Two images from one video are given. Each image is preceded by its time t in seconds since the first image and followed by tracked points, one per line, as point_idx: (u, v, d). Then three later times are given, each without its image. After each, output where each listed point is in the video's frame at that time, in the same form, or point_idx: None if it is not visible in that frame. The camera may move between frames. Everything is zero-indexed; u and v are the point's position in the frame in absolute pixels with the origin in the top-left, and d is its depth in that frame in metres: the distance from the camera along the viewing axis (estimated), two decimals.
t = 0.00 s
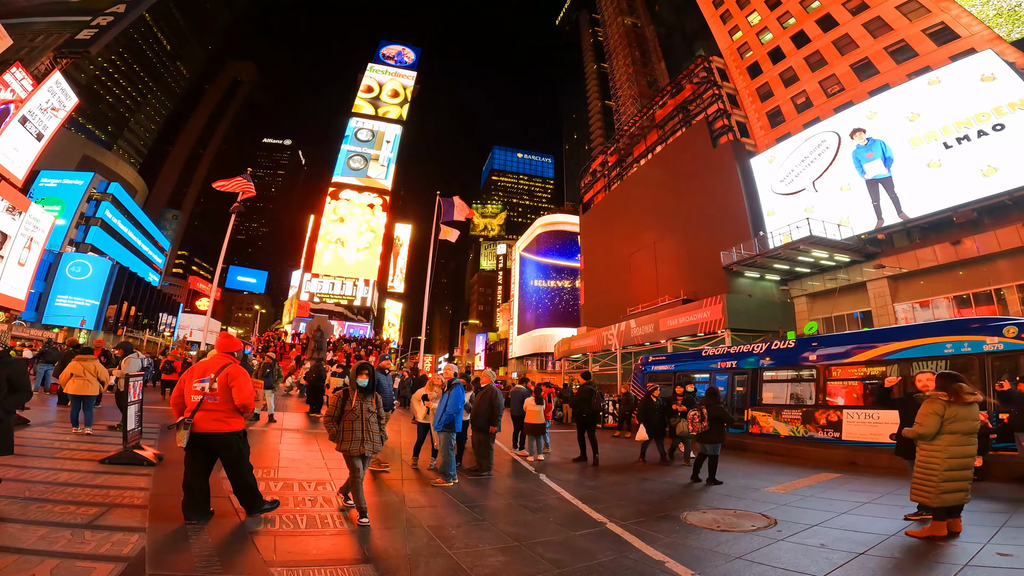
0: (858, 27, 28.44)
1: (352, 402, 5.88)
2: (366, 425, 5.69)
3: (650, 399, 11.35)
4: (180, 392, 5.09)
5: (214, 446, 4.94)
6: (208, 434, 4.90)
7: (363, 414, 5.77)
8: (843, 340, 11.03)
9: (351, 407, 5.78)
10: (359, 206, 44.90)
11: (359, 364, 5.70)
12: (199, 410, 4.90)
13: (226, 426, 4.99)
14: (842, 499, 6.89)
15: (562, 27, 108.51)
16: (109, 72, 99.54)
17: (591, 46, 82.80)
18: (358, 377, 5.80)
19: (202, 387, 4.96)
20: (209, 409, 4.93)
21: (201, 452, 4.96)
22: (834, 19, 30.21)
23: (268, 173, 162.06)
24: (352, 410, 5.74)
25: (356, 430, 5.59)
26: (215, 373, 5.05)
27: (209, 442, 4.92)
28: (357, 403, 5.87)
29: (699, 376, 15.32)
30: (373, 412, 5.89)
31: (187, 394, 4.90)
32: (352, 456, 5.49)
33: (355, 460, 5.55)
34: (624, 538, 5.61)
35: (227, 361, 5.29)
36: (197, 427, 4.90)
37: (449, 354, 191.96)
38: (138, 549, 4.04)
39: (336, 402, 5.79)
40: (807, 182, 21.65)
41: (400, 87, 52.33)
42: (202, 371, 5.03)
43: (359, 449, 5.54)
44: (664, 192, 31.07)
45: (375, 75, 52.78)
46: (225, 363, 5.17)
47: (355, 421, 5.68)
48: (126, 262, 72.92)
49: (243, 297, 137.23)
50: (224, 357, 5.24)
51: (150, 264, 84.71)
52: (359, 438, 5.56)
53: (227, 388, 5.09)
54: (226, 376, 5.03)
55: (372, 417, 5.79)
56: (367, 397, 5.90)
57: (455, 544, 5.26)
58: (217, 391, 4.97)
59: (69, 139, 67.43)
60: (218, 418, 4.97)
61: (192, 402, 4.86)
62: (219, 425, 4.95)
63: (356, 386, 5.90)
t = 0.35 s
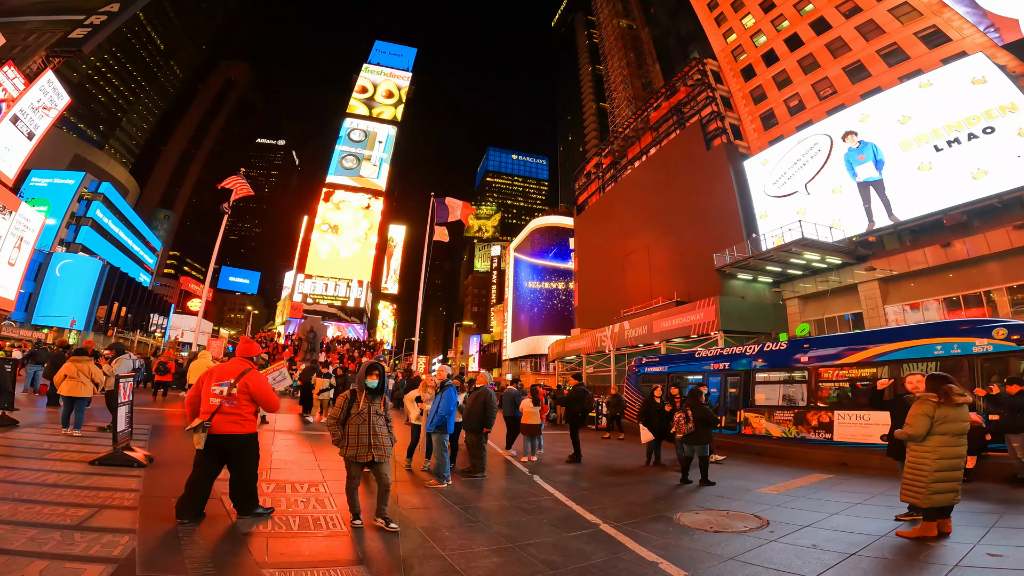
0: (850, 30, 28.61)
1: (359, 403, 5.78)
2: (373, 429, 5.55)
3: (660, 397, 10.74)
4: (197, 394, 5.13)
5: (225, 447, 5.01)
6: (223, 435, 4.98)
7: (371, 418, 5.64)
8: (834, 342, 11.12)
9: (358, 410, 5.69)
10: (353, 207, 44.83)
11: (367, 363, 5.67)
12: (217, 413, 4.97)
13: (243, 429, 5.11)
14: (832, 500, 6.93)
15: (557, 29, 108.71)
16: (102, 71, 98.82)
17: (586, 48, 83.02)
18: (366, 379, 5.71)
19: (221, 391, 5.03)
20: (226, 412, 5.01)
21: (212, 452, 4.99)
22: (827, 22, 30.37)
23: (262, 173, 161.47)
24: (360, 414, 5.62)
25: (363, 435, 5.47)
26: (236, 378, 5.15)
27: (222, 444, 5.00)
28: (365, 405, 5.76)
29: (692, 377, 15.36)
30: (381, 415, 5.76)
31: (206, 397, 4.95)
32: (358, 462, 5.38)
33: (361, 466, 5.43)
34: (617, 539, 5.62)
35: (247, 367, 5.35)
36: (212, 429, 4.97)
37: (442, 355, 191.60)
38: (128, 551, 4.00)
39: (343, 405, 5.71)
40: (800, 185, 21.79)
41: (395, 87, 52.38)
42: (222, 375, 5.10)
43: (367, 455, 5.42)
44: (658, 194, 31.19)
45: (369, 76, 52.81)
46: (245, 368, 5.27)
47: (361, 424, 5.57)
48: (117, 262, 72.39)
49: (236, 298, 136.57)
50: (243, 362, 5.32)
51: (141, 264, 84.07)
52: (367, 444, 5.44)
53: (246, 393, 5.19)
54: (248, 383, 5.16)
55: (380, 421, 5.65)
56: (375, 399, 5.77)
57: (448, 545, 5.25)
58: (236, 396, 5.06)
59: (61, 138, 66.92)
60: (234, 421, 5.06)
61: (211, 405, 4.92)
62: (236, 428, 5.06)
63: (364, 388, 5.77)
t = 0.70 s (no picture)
0: (847, 32, 28.72)
1: (380, 412, 5.35)
2: (395, 442, 5.11)
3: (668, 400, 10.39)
4: (220, 397, 5.28)
5: (242, 449, 5.12)
6: (239, 437, 5.07)
7: (392, 427, 5.22)
8: (833, 343, 11.12)
9: (378, 420, 5.22)
10: (352, 209, 44.85)
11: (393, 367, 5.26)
12: (234, 416, 5.07)
13: (260, 432, 5.17)
14: (831, 501, 6.93)
15: (556, 31, 108.69)
16: (99, 74, 98.73)
17: (584, 50, 83.15)
18: (389, 387, 5.33)
19: (240, 394, 5.13)
20: (243, 415, 5.09)
21: (232, 452, 5.16)
22: (823, 24, 30.46)
23: (260, 176, 161.27)
24: (379, 423, 5.19)
25: (382, 446, 5.06)
26: (254, 382, 5.25)
27: (237, 445, 5.09)
28: (386, 415, 5.32)
29: (691, 379, 15.35)
30: (403, 426, 5.33)
31: (225, 401, 5.09)
32: (376, 475, 4.99)
33: (379, 479, 5.04)
34: (616, 541, 5.62)
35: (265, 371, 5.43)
36: (230, 432, 5.08)
37: (442, 358, 191.42)
38: (127, 555, 3.97)
39: (364, 414, 5.29)
40: (797, 187, 21.85)
41: (392, 90, 52.44)
42: (240, 379, 5.21)
43: (385, 469, 5.01)
44: (656, 196, 31.25)
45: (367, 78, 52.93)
46: (261, 372, 5.38)
47: (380, 434, 5.16)
48: (114, 265, 72.22)
49: (233, 301, 136.30)
50: (258, 365, 5.42)
51: (138, 268, 83.86)
52: (386, 457, 5.03)
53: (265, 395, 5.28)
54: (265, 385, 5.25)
55: (402, 434, 5.19)
56: (398, 409, 5.35)
57: (447, 548, 5.24)
58: (254, 399, 5.16)
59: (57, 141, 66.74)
60: (249, 423, 5.12)
61: (229, 409, 5.04)
62: (251, 430, 5.11)
63: (387, 396, 5.38)
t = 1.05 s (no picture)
0: (844, 33, 28.81)
1: (395, 417, 4.82)
2: (410, 449, 4.64)
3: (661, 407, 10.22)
4: (230, 402, 5.40)
5: (253, 450, 5.23)
6: (250, 439, 5.17)
7: (407, 433, 4.73)
8: (832, 344, 11.12)
9: (389, 428, 4.70)
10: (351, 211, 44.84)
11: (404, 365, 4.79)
12: (245, 419, 5.22)
13: (271, 435, 5.25)
14: (830, 502, 6.94)
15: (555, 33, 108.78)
16: (97, 76, 98.67)
17: (583, 52, 83.25)
18: (403, 390, 4.77)
19: (250, 398, 5.27)
20: (253, 417, 5.23)
21: (243, 450, 5.32)
22: (822, 25, 30.55)
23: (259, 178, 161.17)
24: (393, 429, 4.68)
25: (396, 453, 4.57)
26: (262, 385, 5.34)
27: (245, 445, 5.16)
28: (399, 420, 4.79)
29: (690, 380, 15.34)
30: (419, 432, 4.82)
31: (237, 403, 5.24)
32: (389, 485, 4.47)
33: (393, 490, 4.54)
34: (615, 542, 5.62)
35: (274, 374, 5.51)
36: (241, 434, 5.21)
37: (441, 360, 191.10)
38: (127, 556, 3.98)
39: (376, 419, 4.78)
40: (796, 188, 21.90)
41: (391, 92, 52.47)
42: (249, 383, 5.31)
43: (397, 479, 4.52)
44: (655, 198, 31.27)
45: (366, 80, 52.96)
46: (269, 374, 5.42)
47: (394, 440, 4.64)
48: (112, 267, 72.12)
49: (231, 303, 136.11)
50: (267, 369, 5.49)
51: (136, 270, 83.74)
52: (399, 465, 4.54)
53: (272, 398, 5.34)
54: (273, 388, 5.34)
55: (418, 441, 4.70)
56: (414, 413, 4.83)
57: (446, 550, 5.23)
58: (263, 402, 5.27)
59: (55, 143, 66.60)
60: (259, 425, 5.23)
61: (240, 411, 5.18)
62: (262, 433, 5.20)
63: (400, 400, 4.82)
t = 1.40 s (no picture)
0: (843, 35, 28.87)
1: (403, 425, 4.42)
2: (421, 456, 4.27)
3: (647, 409, 9.67)
4: (244, 402, 5.58)
5: (267, 449, 5.32)
6: (264, 438, 5.28)
7: (419, 441, 4.35)
8: (829, 345, 11.15)
9: (400, 435, 4.32)
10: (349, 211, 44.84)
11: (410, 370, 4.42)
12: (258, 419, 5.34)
13: (282, 434, 5.33)
14: (827, 503, 6.95)
15: (554, 34, 108.92)
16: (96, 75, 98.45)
17: (582, 53, 83.35)
18: (409, 394, 4.38)
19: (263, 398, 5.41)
20: (265, 417, 5.33)
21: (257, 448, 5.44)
22: (820, 26, 30.63)
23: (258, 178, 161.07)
24: (403, 438, 4.30)
25: (408, 464, 4.20)
26: (272, 386, 5.44)
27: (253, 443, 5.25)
28: (410, 428, 4.40)
29: (688, 381, 15.34)
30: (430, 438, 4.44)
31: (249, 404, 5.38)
32: (405, 500, 4.09)
33: (410, 504, 4.16)
34: (612, 543, 5.61)
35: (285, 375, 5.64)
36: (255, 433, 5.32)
37: (439, 362, 190.98)
38: (125, 556, 3.98)
39: (383, 428, 4.36)
40: (794, 190, 21.96)
41: (390, 92, 52.46)
42: (261, 384, 5.43)
43: (413, 490, 4.15)
44: (653, 199, 31.32)
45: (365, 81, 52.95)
46: (279, 375, 5.54)
47: (405, 450, 4.28)
48: (110, 267, 72.00)
49: (229, 303, 136.05)
50: (278, 371, 5.60)
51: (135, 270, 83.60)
52: (413, 475, 4.18)
53: (280, 398, 5.40)
54: (282, 388, 5.40)
55: (431, 447, 4.35)
56: (423, 419, 4.45)
57: (444, 551, 5.22)
58: (272, 402, 5.38)
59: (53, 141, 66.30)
60: (272, 424, 5.33)
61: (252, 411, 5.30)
62: (275, 432, 5.31)
63: (407, 405, 4.42)
